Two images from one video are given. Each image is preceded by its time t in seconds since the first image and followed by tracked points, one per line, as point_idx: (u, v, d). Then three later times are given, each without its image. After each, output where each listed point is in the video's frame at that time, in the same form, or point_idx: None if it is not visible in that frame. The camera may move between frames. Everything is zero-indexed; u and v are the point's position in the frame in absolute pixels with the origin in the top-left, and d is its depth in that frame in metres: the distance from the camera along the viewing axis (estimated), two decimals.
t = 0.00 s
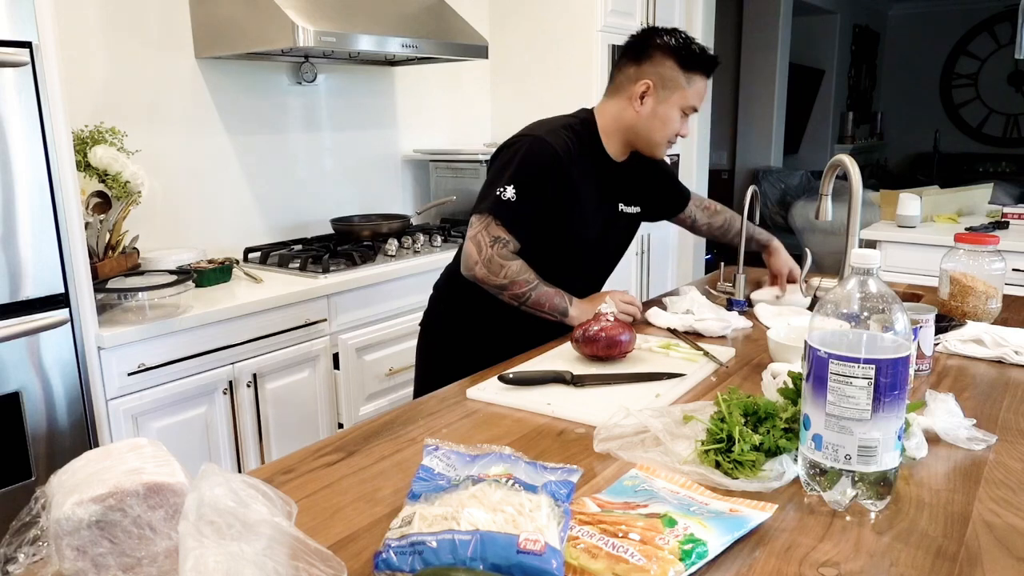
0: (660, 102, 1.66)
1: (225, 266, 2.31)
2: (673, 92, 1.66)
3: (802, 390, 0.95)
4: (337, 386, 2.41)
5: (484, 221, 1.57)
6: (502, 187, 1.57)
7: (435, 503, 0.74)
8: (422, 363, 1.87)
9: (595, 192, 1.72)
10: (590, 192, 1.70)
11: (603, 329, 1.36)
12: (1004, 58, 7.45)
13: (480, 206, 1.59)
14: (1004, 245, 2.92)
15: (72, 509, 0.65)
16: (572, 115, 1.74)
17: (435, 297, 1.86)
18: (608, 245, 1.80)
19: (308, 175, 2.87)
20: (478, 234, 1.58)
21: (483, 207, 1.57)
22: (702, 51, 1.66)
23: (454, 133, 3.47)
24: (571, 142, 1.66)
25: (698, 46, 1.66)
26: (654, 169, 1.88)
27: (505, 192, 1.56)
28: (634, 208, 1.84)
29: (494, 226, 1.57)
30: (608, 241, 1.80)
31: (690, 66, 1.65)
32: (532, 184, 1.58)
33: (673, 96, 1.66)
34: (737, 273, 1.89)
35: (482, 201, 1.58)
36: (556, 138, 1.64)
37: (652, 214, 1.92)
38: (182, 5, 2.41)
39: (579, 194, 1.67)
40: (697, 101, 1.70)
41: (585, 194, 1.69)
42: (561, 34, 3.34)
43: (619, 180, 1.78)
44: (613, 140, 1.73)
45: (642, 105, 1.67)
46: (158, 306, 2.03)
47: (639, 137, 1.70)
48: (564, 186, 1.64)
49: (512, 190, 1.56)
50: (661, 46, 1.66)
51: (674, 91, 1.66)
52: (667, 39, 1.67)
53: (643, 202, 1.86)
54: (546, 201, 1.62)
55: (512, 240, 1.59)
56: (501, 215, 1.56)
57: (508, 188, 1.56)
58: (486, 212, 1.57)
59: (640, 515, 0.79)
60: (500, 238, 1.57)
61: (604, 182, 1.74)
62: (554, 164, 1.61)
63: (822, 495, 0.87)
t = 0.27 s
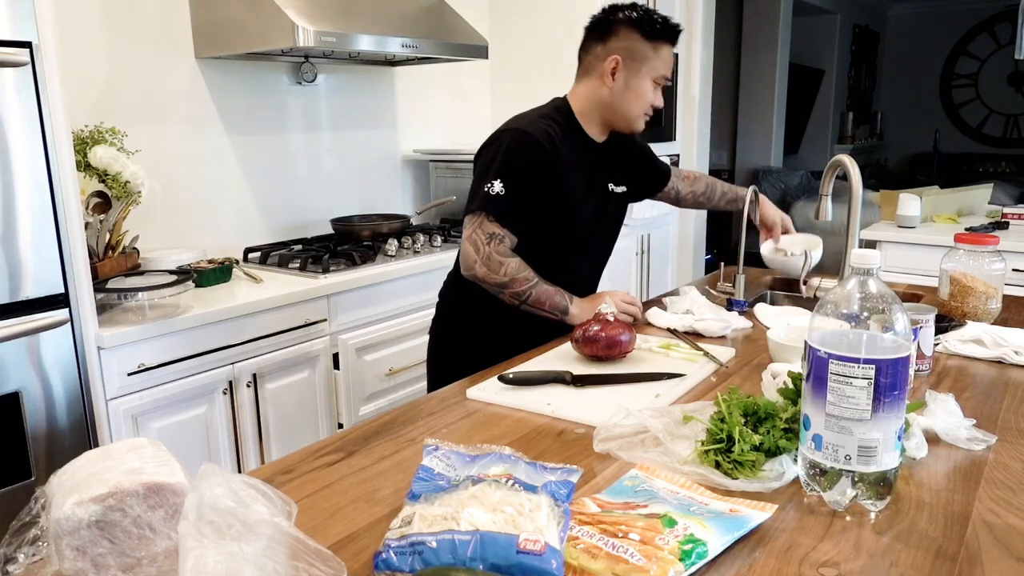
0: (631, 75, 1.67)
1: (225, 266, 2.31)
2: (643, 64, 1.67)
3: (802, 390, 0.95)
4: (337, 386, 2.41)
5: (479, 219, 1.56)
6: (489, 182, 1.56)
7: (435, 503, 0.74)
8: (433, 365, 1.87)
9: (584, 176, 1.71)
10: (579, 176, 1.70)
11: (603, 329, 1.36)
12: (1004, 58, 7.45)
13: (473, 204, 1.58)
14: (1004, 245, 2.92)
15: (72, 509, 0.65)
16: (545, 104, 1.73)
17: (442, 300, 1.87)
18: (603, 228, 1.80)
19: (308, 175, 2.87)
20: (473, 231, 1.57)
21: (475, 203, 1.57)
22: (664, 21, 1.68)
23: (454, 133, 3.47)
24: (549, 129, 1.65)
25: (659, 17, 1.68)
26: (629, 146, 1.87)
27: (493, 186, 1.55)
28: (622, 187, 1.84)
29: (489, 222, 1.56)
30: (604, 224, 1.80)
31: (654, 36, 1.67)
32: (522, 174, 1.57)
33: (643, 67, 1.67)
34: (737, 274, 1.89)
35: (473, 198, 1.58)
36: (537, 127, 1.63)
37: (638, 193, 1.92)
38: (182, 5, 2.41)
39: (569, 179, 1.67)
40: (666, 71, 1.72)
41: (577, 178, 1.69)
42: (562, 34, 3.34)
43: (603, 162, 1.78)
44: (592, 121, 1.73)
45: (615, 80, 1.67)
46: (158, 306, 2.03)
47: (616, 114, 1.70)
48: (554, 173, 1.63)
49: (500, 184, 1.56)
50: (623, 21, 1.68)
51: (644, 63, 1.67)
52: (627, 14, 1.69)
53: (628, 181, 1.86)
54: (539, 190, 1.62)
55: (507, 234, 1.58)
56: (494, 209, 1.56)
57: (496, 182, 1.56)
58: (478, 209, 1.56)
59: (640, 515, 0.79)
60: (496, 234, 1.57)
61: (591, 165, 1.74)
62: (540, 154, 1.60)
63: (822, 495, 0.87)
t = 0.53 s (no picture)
0: (597, 57, 1.68)
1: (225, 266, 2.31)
2: (607, 45, 1.68)
3: (802, 390, 0.95)
4: (337, 386, 2.41)
5: (481, 226, 1.54)
6: (487, 187, 1.54)
7: (435, 503, 0.74)
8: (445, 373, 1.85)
9: (572, 166, 1.71)
10: (569, 168, 1.70)
11: (603, 329, 1.36)
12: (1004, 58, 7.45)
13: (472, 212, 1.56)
14: (1004, 245, 2.92)
15: (72, 509, 0.65)
16: (517, 104, 1.71)
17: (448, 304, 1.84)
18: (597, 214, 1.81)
19: (308, 175, 2.87)
20: (479, 239, 1.54)
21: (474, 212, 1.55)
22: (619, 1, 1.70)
23: (454, 133, 3.47)
24: (530, 126, 1.64)
25: None
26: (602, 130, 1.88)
27: (490, 192, 1.54)
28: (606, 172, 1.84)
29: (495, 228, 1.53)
30: (597, 210, 1.81)
31: (612, 16, 1.69)
32: (515, 176, 1.56)
33: (608, 48, 1.68)
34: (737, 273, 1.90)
35: (472, 206, 1.56)
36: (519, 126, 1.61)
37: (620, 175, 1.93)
38: (182, 5, 2.41)
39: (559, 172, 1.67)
40: (629, 48, 1.73)
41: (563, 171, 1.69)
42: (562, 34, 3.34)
43: (586, 151, 1.78)
44: (568, 109, 1.74)
45: (583, 66, 1.69)
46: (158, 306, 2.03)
47: (591, 98, 1.72)
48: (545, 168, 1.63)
49: (496, 188, 1.54)
50: (579, 7, 1.70)
51: (608, 44, 1.68)
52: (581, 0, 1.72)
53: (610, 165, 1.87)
54: (533, 189, 1.61)
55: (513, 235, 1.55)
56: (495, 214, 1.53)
57: (493, 187, 1.54)
58: (478, 217, 1.54)
59: (640, 515, 0.79)
60: (502, 237, 1.54)
61: (577, 155, 1.74)
62: (530, 150, 1.59)
63: (822, 495, 0.87)
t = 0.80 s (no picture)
0: (554, 48, 1.62)
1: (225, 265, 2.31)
2: (561, 34, 1.62)
3: (802, 390, 0.95)
4: (337, 386, 2.41)
5: (525, 229, 1.48)
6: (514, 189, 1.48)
7: (435, 503, 0.74)
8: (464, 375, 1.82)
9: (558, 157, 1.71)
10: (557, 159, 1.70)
11: (602, 329, 1.36)
12: (1004, 58, 7.45)
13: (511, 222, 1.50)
14: (1004, 246, 2.92)
15: (72, 509, 0.65)
16: (489, 111, 1.65)
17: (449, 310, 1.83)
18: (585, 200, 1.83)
19: (308, 175, 2.87)
20: (535, 242, 1.48)
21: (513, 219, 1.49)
22: None
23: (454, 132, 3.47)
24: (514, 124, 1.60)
25: None
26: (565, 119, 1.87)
27: (519, 193, 1.48)
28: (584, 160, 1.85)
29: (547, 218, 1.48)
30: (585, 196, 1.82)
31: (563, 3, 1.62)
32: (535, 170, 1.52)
33: (563, 36, 1.62)
34: (737, 273, 1.90)
35: (507, 216, 1.49)
36: (505, 125, 1.57)
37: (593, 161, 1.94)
38: (182, 5, 2.41)
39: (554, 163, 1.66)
40: (587, 31, 1.66)
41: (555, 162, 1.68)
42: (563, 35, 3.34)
43: (564, 141, 1.77)
44: (536, 104, 1.70)
45: (542, 59, 1.64)
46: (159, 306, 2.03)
47: (559, 89, 1.66)
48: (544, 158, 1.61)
49: (523, 186, 1.49)
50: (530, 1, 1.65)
51: (563, 32, 1.62)
52: None
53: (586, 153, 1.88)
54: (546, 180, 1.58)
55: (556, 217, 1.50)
56: (537, 209, 1.48)
57: (522, 186, 1.49)
58: (518, 222, 1.48)
59: (640, 515, 0.79)
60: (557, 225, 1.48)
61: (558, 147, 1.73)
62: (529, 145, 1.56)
63: (822, 495, 0.87)
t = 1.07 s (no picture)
0: (507, 49, 1.62)
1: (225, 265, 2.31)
2: (514, 34, 1.61)
3: (802, 390, 0.95)
4: (337, 386, 2.41)
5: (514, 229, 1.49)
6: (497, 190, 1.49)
7: (435, 503, 0.74)
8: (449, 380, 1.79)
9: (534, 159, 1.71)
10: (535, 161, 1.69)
11: (603, 329, 1.36)
12: (1004, 58, 7.45)
13: (500, 224, 1.50)
14: (1004, 246, 2.92)
15: (72, 509, 0.65)
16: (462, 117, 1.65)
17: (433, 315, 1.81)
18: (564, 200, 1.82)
19: (308, 175, 2.87)
20: (526, 240, 1.49)
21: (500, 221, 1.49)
22: None
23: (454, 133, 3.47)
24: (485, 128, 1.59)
25: None
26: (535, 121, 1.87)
27: (503, 193, 1.48)
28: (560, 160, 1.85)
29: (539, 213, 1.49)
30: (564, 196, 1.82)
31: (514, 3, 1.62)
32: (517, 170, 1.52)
33: (516, 35, 1.61)
34: (737, 273, 1.90)
35: (493, 219, 1.50)
36: (480, 129, 1.57)
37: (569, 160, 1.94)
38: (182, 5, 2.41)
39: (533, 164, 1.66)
40: (546, 28, 1.64)
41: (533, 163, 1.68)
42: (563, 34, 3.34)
43: (538, 142, 1.76)
44: (503, 105, 1.69)
45: (497, 61, 1.64)
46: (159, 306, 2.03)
47: (520, 90, 1.65)
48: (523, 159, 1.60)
49: (507, 185, 1.49)
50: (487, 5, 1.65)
51: (516, 32, 1.61)
52: None
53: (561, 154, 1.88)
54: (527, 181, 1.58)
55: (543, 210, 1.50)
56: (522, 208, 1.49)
57: (505, 185, 1.49)
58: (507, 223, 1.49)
59: (640, 515, 0.79)
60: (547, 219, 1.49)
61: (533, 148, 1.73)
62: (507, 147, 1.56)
63: (822, 495, 0.87)
